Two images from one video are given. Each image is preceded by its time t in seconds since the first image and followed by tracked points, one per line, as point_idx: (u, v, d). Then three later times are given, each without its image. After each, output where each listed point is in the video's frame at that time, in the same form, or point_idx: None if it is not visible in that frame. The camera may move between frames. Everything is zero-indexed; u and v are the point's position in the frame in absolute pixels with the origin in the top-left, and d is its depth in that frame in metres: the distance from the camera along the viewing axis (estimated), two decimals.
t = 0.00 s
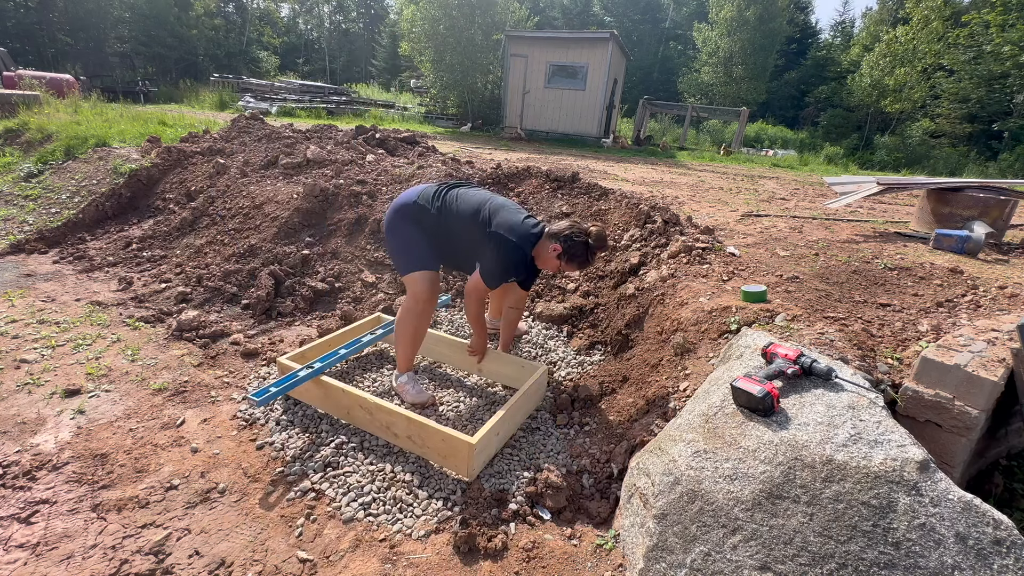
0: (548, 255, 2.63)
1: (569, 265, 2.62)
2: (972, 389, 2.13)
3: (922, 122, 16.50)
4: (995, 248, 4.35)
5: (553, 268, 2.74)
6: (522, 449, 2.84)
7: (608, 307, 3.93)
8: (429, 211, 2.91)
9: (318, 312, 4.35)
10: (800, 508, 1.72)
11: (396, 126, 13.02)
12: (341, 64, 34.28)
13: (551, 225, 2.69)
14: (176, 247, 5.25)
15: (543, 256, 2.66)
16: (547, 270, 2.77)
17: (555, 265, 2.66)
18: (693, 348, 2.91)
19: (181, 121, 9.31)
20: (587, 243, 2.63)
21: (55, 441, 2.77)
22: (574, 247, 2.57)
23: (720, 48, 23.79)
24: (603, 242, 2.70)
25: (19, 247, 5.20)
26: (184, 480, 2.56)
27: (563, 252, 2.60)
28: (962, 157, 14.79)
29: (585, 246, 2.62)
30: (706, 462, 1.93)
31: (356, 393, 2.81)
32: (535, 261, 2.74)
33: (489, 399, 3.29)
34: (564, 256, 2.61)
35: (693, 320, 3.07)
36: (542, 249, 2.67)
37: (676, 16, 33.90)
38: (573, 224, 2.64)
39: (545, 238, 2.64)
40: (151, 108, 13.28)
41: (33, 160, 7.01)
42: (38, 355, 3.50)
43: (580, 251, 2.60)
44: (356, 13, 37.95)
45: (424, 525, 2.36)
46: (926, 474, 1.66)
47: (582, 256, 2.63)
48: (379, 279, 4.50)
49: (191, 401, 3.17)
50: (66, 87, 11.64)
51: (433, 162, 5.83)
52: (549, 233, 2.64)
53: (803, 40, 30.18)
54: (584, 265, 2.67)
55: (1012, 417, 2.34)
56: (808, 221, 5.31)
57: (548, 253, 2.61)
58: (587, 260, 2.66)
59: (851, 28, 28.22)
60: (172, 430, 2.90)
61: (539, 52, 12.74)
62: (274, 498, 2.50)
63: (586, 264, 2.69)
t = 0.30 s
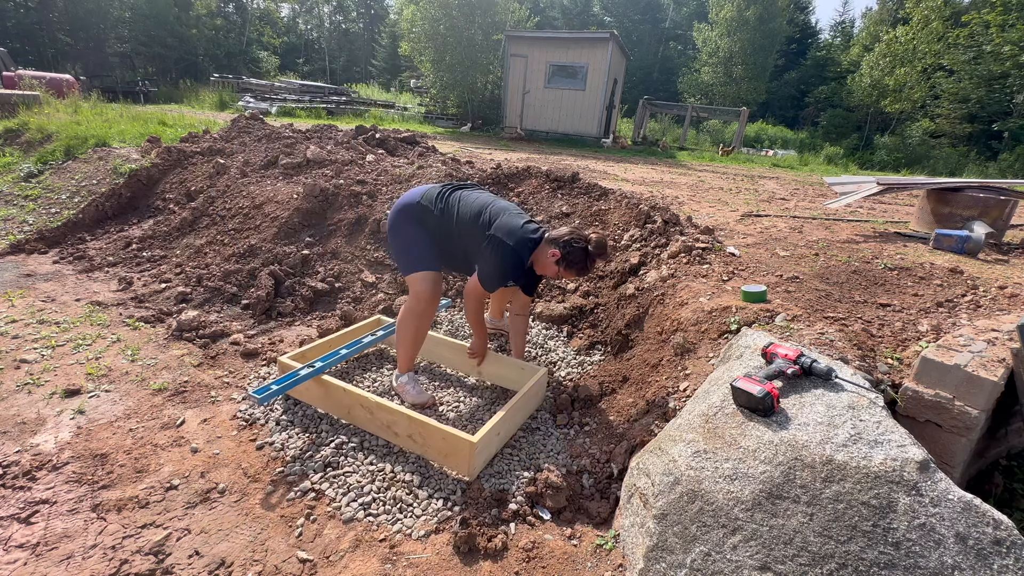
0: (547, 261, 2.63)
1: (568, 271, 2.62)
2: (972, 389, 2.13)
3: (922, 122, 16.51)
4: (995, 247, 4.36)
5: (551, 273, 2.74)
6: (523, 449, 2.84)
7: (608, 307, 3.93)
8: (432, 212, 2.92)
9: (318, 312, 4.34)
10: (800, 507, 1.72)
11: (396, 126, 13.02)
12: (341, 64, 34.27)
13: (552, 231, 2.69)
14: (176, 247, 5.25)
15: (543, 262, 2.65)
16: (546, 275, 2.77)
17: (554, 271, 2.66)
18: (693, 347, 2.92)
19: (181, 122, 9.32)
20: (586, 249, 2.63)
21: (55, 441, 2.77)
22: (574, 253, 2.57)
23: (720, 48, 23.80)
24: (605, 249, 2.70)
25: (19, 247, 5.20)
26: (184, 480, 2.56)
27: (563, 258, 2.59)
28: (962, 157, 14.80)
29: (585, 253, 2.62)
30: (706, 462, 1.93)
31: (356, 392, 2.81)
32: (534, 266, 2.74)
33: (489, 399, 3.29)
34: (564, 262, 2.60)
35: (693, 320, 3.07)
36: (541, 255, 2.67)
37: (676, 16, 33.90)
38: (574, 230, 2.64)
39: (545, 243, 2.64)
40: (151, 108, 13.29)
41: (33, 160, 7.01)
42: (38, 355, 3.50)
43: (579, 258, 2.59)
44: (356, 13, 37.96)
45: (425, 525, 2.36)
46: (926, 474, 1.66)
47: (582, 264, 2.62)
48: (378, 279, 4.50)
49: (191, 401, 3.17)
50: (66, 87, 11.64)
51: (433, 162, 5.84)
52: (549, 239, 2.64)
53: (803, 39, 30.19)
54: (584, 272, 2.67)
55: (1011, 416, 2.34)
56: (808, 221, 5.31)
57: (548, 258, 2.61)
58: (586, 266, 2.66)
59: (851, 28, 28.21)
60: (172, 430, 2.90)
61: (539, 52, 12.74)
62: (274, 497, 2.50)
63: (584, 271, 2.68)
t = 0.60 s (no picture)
0: (546, 262, 2.64)
1: (568, 273, 2.64)
2: (972, 389, 2.13)
3: (922, 122, 16.51)
4: (995, 247, 4.36)
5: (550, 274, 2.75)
6: (522, 449, 2.84)
7: (608, 307, 3.93)
8: (433, 213, 2.93)
9: (318, 312, 4.34)
10: (800, 507, 1.72)
11: (396, 126, 13.02)
12: (341, 64, 34.25)
13: (551, 232, 2.69)
14: (176, 247, 5.25)
15: (543, 263, 2.66)
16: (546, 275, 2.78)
17: (554, 273, 2.67)
18: (693, 347, 2.91)
19: (181, 122, 9.33)
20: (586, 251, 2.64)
21: (55, 441, 2.76)
22: (574, 255, 2.59)
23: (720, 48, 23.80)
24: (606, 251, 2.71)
25: (19, 247, 5.20)
26: (184, 480, 2.55)
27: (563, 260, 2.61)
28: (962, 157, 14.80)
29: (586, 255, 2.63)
30: (706, 462, 1.93)
31: (356, 393, 2.81)
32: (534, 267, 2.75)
33: (489, 399, 3.29)
34: (564, 263, 2.61)
35: (693, 320, 3.07)
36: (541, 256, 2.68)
37: (676, 16, 33.89)
38: (574, 232, 2.65)
39: (546, 244, 2.64)
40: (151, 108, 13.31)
41: (33, 160, 7.01)
42: (38, 355, 3.50)
43: (580, 259, 2.61)
44: (355, 14, 37.96)
45: (425, 525, 2.36)
46: (926, 474, 1.66)
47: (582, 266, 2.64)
48: (378, 279, 4.51)
49: (191, 401, 3.17)
50: (66, 87, 11.64)
51: (433, 162, 5.84)
52: (549, 240, 2.65)
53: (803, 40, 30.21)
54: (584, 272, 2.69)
55: (1012, 417, 2.34)
56: (808, 221, 5.31)
57: (548, 259, 2.62)
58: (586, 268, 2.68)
59: (851, 28, 28.21)
60: (172, 430, 2.90)
61: (539, 52, 12.74)
62: (274, 497, 2.50)
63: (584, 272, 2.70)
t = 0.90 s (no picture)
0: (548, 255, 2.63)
1: (570, 267, 2.62)
2: (972, 389, 2.13)
3: (922, 122, 16.52)
4: (995, 247, 4.36)
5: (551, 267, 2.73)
6: (522, 449, 2.84)
7: (608, 307, 3.93)
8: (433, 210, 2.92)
9: (319, 312, 4.34)
10: (800, 508, 1.72)
11: (396, 125, 13.02)
12: (341, 64, 34.24)
13: (554, 226, 2.69)
14: (176, 247, 5.25)
15: (545, 257, 2.65)
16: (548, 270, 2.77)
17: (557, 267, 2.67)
18: (693, 347, 2.92)
19: (181, 121, 9.33)
20: (589, 246, 2.63)
21: (55, 441, 2.76)
22: (575, 250, 2.58)
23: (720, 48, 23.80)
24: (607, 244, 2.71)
25: (19, 247, 5.20)
26: (184, 480, 2.56)
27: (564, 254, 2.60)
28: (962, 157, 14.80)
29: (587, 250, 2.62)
30: (706, 462, 1.93)
31: (356, 393, 2.81)
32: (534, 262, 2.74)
33: (489, 399, 3.29)
34: (565, 257, 2.61)
35: (693, 320, 3.07)
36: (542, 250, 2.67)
37: (676, 16, 33.88)
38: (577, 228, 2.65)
39: (548, 239, 2.64)
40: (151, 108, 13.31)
41: (33, 160, 7.01)
42: (38, 355, 3.50)
43: (581, 254, 2.60)
44: (355, 14, 37.97)
45: (425, 525, 2.36)
46: (926, 474, 1.67)
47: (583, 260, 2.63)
48: (378, 279, 4.51)
49: (191, 401, 3.17)
50: (66, 87, 11.64)
51: (433, 162, 5.85)
52: (552, 234, 2.64)
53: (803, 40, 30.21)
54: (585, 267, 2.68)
55: (1012, 417, 2.34)
56: (808, 221, 5.31)
57: (550, 254, 2.62)
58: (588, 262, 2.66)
59: (851, 28, 28.22)
60: (172, 430, 2.90)
61: (539, 52, 12.75)
62: (274, 497, 2.50)
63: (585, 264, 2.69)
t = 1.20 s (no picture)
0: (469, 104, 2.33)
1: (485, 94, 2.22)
2: (972, 389, 2.13)
3: (922, 122, 16.50)
4: (994, 248, 4.35)
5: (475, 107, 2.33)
6: (522, 449, 2.83)
7: (608, 307, 3.93)
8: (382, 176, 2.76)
9: (319, 312, 4.34)
10: (800, 508, 1.72)
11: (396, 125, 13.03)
12: (341, 64, 34.24)
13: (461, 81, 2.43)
14: (176, 247, 5.25)
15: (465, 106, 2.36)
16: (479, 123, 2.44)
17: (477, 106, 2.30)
18: (693, 348, 2.92)
19: (181, 121, 9.34)
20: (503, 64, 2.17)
21: (55, 441, 2.77)
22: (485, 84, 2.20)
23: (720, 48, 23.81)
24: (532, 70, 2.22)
25: (19, 247, 5.20)
26: (184, 480, 2.56)
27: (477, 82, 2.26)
28: (962, 157, 14.78)
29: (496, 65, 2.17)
30: (706, 462, 1.94)
31: (356, 392, 2.81)
32: (454, 114, 2.43)
33: (488, 399, 3.29)
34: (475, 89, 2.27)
35: (693, 320, 3.07)
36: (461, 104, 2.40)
37: (675, 16, 33.87)
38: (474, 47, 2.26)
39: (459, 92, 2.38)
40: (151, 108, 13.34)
41: (33, 160, 7.01)
42: (38, 355, 3.50)
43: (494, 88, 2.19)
44: (355, 14, 37.98)
45: (425, 525, 2.36)
46: (926, 474, 1.66)
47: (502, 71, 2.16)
48: (378, 279, 4.51)
49: (191, 401, 3.17)
50: (66, 87, 11.66)
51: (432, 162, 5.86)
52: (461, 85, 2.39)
53: (803, 39, 30.21)
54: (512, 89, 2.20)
55: (1012, 417, 2.34)
56: (808, 221, 5.32)
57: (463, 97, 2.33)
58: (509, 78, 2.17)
59: (851, 28, 28.22)
60: (172, 430, 2.90)
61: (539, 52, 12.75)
62: (274, 497, 2.50)
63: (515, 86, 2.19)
